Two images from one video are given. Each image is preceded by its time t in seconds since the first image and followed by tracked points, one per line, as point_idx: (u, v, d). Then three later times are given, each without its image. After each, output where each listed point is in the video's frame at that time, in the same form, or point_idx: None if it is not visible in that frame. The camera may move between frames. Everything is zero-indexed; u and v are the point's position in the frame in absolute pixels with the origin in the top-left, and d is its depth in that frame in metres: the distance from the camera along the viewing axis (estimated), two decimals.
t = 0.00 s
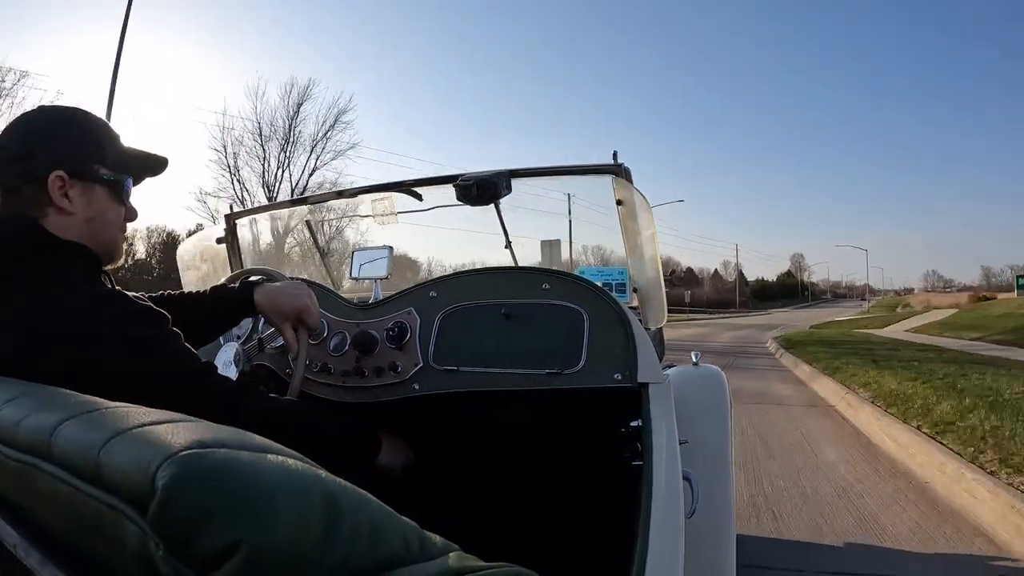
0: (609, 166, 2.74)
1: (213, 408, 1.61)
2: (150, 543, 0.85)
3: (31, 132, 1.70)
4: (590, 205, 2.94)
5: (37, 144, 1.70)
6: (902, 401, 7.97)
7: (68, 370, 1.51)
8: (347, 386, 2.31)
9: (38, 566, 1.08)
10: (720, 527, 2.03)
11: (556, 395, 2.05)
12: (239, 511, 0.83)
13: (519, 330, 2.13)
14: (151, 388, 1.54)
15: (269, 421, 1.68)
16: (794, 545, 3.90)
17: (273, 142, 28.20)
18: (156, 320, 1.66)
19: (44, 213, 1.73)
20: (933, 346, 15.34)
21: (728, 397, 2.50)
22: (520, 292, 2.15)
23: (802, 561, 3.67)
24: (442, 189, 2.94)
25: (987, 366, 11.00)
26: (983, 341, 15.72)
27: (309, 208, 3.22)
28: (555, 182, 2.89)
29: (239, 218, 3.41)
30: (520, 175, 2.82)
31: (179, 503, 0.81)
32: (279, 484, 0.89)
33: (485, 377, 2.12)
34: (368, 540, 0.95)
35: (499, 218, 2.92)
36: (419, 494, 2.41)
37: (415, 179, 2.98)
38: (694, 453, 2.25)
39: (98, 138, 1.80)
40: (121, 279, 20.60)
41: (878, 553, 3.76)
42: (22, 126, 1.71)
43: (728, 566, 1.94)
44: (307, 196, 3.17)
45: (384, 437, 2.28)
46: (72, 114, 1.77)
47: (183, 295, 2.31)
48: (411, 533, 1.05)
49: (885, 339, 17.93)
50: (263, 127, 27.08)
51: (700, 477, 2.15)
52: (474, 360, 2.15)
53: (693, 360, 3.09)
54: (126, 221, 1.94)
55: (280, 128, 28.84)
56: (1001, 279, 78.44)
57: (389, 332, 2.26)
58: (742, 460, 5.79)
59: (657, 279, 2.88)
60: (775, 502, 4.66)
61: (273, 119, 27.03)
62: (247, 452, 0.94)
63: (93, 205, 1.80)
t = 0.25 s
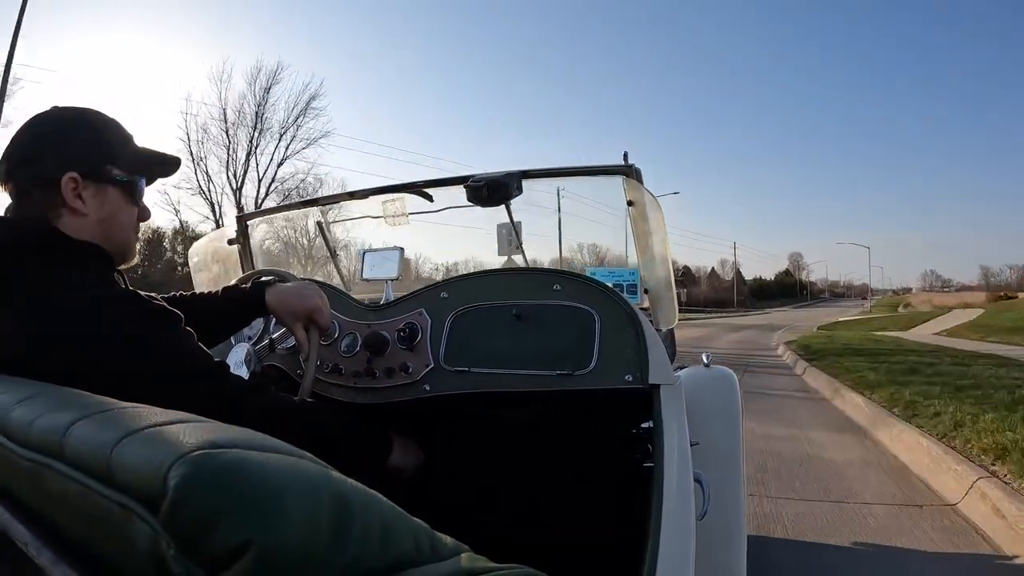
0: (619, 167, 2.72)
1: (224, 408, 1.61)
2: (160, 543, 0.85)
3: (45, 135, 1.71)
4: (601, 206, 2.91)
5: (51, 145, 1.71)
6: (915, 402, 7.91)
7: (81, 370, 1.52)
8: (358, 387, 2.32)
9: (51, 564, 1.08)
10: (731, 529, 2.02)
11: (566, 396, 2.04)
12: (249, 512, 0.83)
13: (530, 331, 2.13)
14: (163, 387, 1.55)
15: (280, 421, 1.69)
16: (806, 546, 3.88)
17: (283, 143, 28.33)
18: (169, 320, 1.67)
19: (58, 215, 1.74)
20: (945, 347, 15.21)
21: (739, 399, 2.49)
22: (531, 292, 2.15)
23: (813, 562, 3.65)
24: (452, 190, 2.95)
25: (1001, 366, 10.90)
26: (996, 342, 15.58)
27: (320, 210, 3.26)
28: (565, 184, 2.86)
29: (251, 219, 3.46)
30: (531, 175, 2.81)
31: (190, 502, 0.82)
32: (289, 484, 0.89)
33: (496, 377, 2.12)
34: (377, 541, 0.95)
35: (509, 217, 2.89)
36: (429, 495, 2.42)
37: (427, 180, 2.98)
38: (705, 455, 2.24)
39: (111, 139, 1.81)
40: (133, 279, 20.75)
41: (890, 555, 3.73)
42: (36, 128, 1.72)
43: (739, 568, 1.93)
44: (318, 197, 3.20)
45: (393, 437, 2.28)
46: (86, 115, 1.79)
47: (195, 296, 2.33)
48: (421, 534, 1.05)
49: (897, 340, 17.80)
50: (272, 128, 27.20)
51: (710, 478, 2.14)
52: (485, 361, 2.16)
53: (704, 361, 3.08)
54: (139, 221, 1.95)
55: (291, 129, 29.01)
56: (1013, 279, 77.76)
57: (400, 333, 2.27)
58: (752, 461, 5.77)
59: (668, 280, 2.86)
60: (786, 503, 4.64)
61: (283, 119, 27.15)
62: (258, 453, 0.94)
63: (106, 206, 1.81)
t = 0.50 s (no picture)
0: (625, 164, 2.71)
1: (228, 407, 1.61)
2: (167, 539, 0.86)
3: (49, 134, 1.72)
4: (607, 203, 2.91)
5: (55, 145, 1.72)
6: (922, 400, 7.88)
7: (87, 368, 1.52)
8: (363, 385, 2.32)
9: (59, 560, 1.09)
10: (737, 527, 2.01)
11: (572, 394, 2.04)
12: (254, 508, 0.83)
13: (536, 329, 2.13)
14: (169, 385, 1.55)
15: (286, 418, 1.69)
16: (812, 543, 3.87)
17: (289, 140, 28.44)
18: (175, 318, 1.68)
19: (62, 213, 1.75)
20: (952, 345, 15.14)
21: (745, 397, 2.49)
22: (538, 290, 2.16)
23: (820, 559, 3.65)
24: (459, 188, 2.94)
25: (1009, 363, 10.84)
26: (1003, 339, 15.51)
27: (325, 208, 3.27)
28: (571, 181, 2.86)
29: (257, 217, 3.47)
30: (537, 174, 2.81)
31: (198, 498, 0.82)
32: (297, 481, 0.90)
33: (502, 375, 2.12)
34: (383, 539, 0.95)
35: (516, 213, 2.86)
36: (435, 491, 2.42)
37: (433, 177, 2.98)
38: (710, 453, 2.24)
39: (115, 138, 1.82)
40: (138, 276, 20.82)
41: (896, 552, 3.72)
42: (40, 127, 1.73)
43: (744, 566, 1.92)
44: (324, 195, 3.21)
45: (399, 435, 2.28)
46: (89, 114, 1.79)
47: (200, 294, 2.33)
48: (426, 531, 1.05)
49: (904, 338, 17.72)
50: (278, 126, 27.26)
51: (716, 476, 2.14)
52: (491, 358, 2.16)
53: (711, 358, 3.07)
54: (143, 218, 1.96)
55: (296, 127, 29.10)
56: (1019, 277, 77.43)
57: (407, 330, 2.27)
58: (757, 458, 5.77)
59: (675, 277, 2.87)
60: (792, 500, 4.64)
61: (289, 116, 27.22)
62: (264, 450, 0.94)
63: (110, 204, 1.81)
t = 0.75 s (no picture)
0: (628, 162, 2.69)
1: (232, 405, 1.62)
2: (172, 536, 0.86)
3: (50, 131, 1.72)
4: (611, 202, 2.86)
5: (57, 141, 1.72)
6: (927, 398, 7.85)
7: (92, 364, 1.53)
8: (367, 383, 2.33)
9: (64, 556, 1.10)
10: (741, 526, 2.01)
11: (576, 393, 2.04)
12: (258, 505, 0.83)
13: (540, 327, 2.13)
14: (172, 383, 1.56)
15: (290, 417, 1.69)
16: (817, 542, 3.86)
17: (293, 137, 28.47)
18: (178, 316, 1.68)
19: (66, 211, 1.76)
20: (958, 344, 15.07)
21: (750, 396, 2.49)
22: (542, 288, 2.16)
23: (824, 558, 3.64)
24: (463, 186, 2.94)
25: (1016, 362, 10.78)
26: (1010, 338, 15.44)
27: (330, 207, 3.28)
28: (574, 180, 2.81)
29: (262, 215, 3.48)
30: (541, 173, 2.79)
31: (202, 496, 0.82)
32: (300, 480, 0.90)
33: (505, 374, 2.13)
34: (386, 536, 0.96)
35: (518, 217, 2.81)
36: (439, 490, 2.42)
37: (437, 175, 2.97)
38: (714, 452, 2.24)
39: (116, 134, 1.82)
40: (144, 273, 20.89)
41: (901, 551, 3.71)
42: (42, 124, 1.73)
43: (748, 565, 1.92)
44: (329, 193, 3.22)
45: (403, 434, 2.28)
46: (91, 111, 1.79)
47: (204, 292, 2.34)
48: (430, 529, 1.05)
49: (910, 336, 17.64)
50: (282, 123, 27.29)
51: (720, 475, 2.14)
52: (495, 357, 2.16)
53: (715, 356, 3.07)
54: (146, 214, 1.96)
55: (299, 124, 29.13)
56: None
57: (411, 329, 2.28)
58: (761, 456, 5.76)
59: (679, 275, 2.91)
60: (796, 498, 4.63)
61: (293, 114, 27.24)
62: (268, 448, 0.95)
63: (113, 200, 1.82)
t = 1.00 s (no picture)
0: (632, 160, 2.67)
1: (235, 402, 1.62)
2: (175, 533, 0.86)
3: (53, 129, 1.72)
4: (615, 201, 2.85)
5: (60, 139, 1.72)
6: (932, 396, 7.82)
7: (96, 361, 1.54)
8: (371, 380, 2.33)
9: (68, 552, 1.11)
10: (744, 525, 2.01)
11: (579, 391, 2.04)
12: (261, 502, 0.83)
13: (544, 325, 2.13)
14: (175, 381, 1.56)
15: (293, 414, 1.70)
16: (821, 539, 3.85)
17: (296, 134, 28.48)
18: (182, 313, 1.69)
19: (69, 209, 1.76)
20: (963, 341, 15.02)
21: (753, 395, 2.48)
22: (545, 286, 2.16)
23: (828, 555, 3.64)
24: (466, 183, 2.93)
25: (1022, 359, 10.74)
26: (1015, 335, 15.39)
27: (334, 204, 3.27)
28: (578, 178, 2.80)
29: (266, 212, 3.48)
30: (545, 171, 2.77)
31: (205, 494, 0.82)
32: (304, 478, 0.90)
33: (509, 371, 2.13)
34: (390, 534, 0.96)
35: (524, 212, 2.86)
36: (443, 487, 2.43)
37: (440, 172, 2.97)
38: (717, 451, 2.24)
39: (119, 132, 1.83)
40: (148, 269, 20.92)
41: (905, 549, 3.71)
42: (45, 122, 1.74)
43: (751, 563, 1.92)
44: (332, 191, 3.21)
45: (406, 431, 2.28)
46: (93, 110, 1.79)
47: (207, 289, 2.34)
48: (433, 527, 1.05)
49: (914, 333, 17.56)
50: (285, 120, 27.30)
51: (723, 474, 2.14)
52: (498, 354, 2.17)
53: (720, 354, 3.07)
54: (149, 212, 1.97)
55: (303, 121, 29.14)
56: None
57: (414, 326, 2.28)
58: (764, 454, 5.75)
59: (684, 272, 2.91)
60: (800, 495, 4.62)
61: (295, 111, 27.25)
62: (272, 445, 0.95)
63: (116, 199, 1.82)
